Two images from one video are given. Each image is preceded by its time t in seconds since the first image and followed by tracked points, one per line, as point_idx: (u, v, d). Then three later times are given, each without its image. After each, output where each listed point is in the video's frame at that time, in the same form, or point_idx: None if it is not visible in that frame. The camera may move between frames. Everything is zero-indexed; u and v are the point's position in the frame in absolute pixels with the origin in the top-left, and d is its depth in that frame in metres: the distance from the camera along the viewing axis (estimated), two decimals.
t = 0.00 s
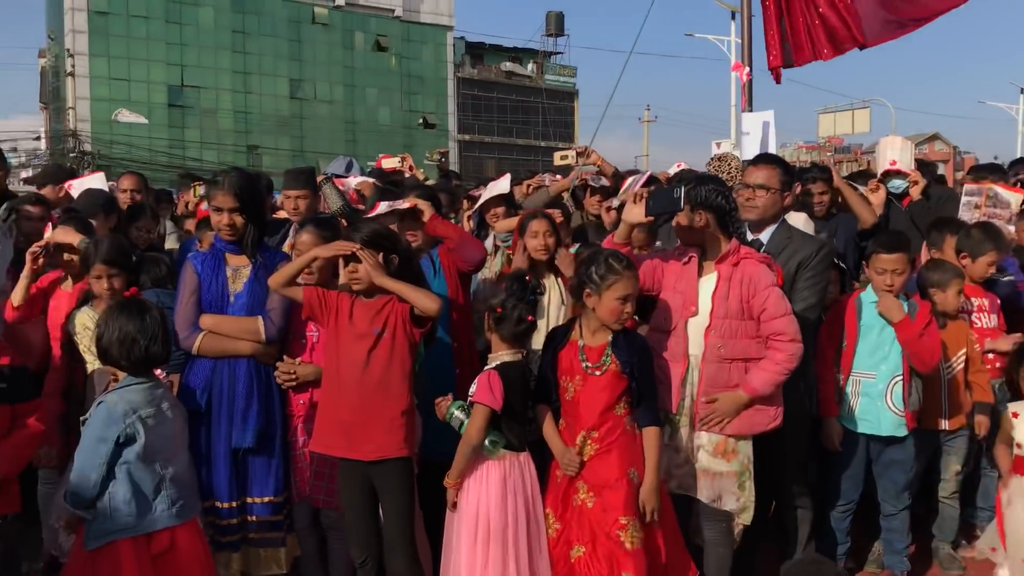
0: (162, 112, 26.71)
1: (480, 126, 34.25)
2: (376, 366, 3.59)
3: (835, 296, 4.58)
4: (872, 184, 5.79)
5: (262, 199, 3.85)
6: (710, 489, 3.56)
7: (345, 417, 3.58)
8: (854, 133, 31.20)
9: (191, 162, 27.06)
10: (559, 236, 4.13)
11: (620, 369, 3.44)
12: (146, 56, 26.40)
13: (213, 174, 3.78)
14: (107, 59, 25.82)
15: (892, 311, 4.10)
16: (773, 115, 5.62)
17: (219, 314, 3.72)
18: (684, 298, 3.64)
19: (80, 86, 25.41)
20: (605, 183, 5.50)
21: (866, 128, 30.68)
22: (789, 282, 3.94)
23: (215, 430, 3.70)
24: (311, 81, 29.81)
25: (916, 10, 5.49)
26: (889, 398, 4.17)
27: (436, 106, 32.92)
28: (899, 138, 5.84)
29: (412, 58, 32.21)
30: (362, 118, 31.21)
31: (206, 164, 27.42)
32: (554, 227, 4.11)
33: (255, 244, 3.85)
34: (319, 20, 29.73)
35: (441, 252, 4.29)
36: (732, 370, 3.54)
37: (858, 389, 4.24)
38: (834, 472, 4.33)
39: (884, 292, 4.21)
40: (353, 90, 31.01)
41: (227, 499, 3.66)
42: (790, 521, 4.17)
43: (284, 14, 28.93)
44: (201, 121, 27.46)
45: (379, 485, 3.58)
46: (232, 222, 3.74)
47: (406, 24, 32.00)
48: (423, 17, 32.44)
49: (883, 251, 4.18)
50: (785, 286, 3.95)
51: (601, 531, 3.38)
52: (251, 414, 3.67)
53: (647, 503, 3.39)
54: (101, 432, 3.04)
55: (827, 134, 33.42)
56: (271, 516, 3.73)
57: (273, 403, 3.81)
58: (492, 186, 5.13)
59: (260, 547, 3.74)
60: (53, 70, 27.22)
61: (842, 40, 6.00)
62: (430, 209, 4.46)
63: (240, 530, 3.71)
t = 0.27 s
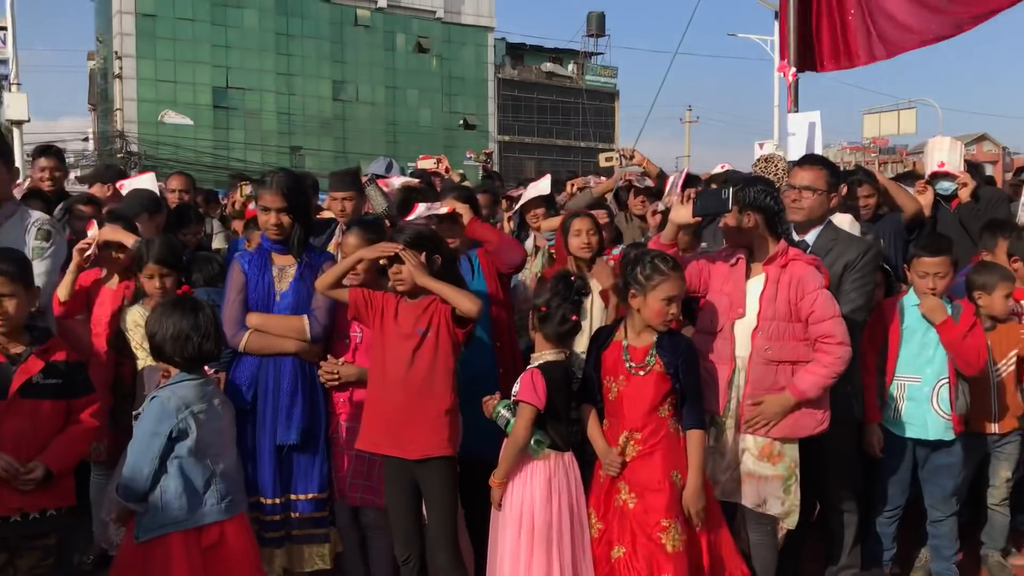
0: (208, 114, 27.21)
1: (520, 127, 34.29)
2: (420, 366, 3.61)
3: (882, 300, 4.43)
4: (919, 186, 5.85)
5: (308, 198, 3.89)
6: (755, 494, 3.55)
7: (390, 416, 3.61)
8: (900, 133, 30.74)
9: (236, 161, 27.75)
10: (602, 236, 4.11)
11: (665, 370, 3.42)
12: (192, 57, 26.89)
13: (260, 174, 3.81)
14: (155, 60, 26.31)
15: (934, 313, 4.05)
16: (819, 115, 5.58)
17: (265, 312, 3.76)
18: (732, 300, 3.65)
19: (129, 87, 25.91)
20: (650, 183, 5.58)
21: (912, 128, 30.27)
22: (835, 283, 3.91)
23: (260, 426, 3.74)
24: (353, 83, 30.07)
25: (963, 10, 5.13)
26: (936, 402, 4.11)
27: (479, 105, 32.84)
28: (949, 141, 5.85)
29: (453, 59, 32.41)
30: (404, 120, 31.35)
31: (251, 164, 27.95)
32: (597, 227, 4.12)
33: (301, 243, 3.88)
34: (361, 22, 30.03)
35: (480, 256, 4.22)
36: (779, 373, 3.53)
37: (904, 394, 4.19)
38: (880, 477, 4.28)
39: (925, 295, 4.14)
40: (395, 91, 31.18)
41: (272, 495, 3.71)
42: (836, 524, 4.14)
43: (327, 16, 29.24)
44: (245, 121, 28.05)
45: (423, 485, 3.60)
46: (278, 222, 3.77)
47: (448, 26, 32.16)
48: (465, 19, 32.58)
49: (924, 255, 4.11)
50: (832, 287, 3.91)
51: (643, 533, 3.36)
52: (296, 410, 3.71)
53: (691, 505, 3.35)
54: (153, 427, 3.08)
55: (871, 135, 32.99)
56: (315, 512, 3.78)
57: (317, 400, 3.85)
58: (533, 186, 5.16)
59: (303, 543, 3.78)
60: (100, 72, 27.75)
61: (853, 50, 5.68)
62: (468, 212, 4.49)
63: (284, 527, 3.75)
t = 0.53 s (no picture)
0: (240, 113, 27.47)
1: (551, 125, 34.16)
2: (451, 364, 3.63)
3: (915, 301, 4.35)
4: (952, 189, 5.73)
5: (339, 198, 3.92)
6: (790, 495, 3.56)
7: (421, 414, 3.62)
8: (934, 133, 30.42)
9: (268, 161, 28.05)
10: (632, 237, 4.08)
11: (699, 370, 3.41)
12: (225, 58, 27.09)
13: (291, 173, 3.82)
14: (188, 61, 26.49)
15: (969, 316, 4.02)
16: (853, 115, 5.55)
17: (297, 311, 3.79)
18: (768, 302, 3.65)
19: (163, 87, 26.16)
20: (681, 184, 5.54)
21: (946, 128, 29.90)
22: (869, 285, 3.86)
23: (292, 423, 3.76)
24: (384, 82, 30.28)
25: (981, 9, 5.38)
26: (972, 406, 4.05)
27: (508, 105, 32.85)
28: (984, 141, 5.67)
29: (483, 59, 32.48)
30: (434, 119, 31.57)
31: (282, 163, 28.24)
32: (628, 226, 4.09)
33: (332, 241, 3.91)
34: (392, 22, 30.26)
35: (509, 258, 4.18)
36: (814, 376, 3.54)
37: (938, 397, 4.13)
38: (914, 482, 4.24)
39: (960, 297, 4.08)
40: (425, 91, 31.32)
41: (304, 492, 3.73)
42: (868, 529, 4.11)
43: (359, 17, 29.52)
44: (277, 121, 28.33)
45: (454, 483, 3.60)
46: (309, 220, 3.80)
47: (478, 25, 32.25)
48: (495, 19, 32.63)
49: (957, 257, 4.03)
50: (865, 290, 3.87)
51: (677, 535, 3.36)
52: (328, 407, 3.75)
53: (727, 508, 3.33)
54: (193, 421, 3.11)
55: (904, 134, 32.67)
56: (346, 509, 3.80)
57: (348, 398, 3.88)
58: (563, 187, 5.19)
59: (335, 539, 3.79)
60: (135, 72, 28.01)
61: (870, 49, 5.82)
62: (491, 216, 4.35)
63: (316, 523, 3.77)
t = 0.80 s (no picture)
0: (260, 114, 27.65)
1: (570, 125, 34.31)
2: (470, 363, 3.64)
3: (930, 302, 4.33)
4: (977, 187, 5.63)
5: (358, 198, 3.94)
6: (811, 497, 3.56)
7: (440, 413, 3.63)
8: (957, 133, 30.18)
9: (287, 160, 28.23)
10: (649, 239, 4.10)
11: (721, 370, 3.41)
12: (245, 58, 27.23)
13: (308, 173, 3.86)
14: (209, 61, 26.64)
15: (991, 318, 3.99)
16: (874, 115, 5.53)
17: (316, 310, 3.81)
18: (790, 303, 3.66)
19: (183, 87, 26.31)
20: (699, 185, 5.60)
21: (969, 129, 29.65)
22: (890, 287, 3.83)
23: (312, 421, 3.78)
24: (402, 82, 30.36)
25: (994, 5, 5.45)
26: (994, 408, 4.03)
27: (526, 105, 32.86)
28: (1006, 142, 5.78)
29: (502, 58, 32.44)
30: (452, 119, 31.61)
31: (301, 162, 28.45)
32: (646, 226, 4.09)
33: (350, 241, 3.93)
34: (411, 22, 30.35)
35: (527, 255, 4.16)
36: (833, 378, 3.55)
37: (959, 399, 4.10)
38: (934, 484, 4.22)
39: (981, 298, 4.05)
40: (444, 90, 31.40)
41: (323, 489, 3.75)
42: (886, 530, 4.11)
43: (378, 17, 29.56)
44: (297, 120, 28.45)
45: (471, 481, 3.61)
46: (328, 220, 3.82)
47: (497, 24, 32.14)
48: (513, 18, 32.43)
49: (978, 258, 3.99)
50: (886, 291, 3.84)
51: (700, 537, 3.36)
52: (348, 406, 3.77)
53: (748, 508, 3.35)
54: (225, 414, 3.14)
55: (925, 134, 32.44)
56: (365, 507, 3.82)
57: (367, 397, 3.89)
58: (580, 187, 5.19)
59: (354, 537, 3.81)
60: (156, 71, 28.21)
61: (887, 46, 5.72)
62: (509, 216, 4.30)
63: (335, 521, 3.79)
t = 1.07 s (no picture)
0: (279, 112, 27.72)
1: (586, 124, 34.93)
2: (489, 359, 3.64)
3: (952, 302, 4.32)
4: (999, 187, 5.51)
5: (376, 195, 3.97)
6: (832, 496, 3.54)
7: (458, 410, 3.64)
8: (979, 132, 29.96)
9: (304, 158, 28.29)
10: (666, 239, 4.05)
11: (743, 368, 3.40)
12: (264, 57, 27.29)
13: (329, 171, 3.90)
14: (227, 60, 26.70)
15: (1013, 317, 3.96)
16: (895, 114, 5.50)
17: (336, 308, 3.84)
18: (812, 302, 3.64)
19: (202, 85, 26.37)
20: (719, 183, 5.60)
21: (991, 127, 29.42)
22: (912, 285, 3.82)
23: (331, 418, 3.80)
24: (420, 81, 30.42)
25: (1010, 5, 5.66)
26: (1014, 409, 3.99)
27: (543, 103, 32.86)
28: None
29: (519, 56, 32.40)
30: (469, 118, 31.63)
31: (319, 160, 28.58)
32: (663, 224, 4.06)
33: (370, 238, 3.94)
34: (429, 21, 30.41)
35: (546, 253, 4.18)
36: (854, 377, 3.54)
37: (980, 399, 4.07)
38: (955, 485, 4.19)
39: (1002, 297, 4.03)
40: (461, 89, 31.43)
41: (342, 485, 3.76)
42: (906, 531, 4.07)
43: (396, 15, 29.63)
44: (315, 119, 28.52)
45: (490, 477, 3.61)
46: (346, 217, 3.85)
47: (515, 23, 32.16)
48: (532, 17, 32.48)
49: (1000, 258, 3.96)
50: (908, 289, 3.82)
51: (724, 537, 3.33)
52: (366, 402, 3.79)
53: (771, 505, 3.36)
54: (272, 408, 3.27)
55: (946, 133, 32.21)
56: (384, 503, 3.83)
57: (386, 393, 3.90)
58: (598, 187, 5.21)
59: (372, 533, 3.82)
60: (175, 70, 28.39)
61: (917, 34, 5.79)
62: (530, 215, 4.34)
63: (353, 517, 3.80)
